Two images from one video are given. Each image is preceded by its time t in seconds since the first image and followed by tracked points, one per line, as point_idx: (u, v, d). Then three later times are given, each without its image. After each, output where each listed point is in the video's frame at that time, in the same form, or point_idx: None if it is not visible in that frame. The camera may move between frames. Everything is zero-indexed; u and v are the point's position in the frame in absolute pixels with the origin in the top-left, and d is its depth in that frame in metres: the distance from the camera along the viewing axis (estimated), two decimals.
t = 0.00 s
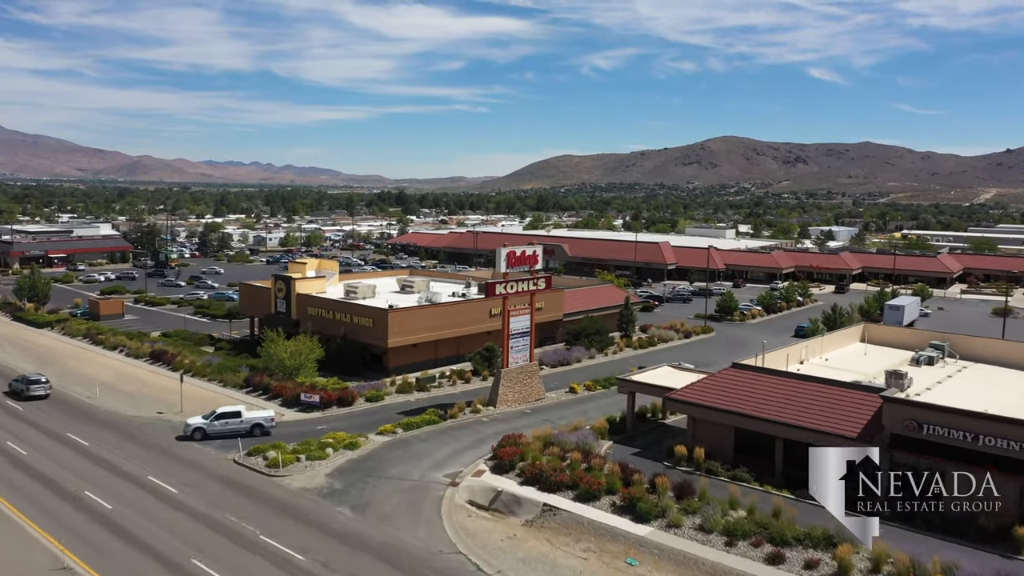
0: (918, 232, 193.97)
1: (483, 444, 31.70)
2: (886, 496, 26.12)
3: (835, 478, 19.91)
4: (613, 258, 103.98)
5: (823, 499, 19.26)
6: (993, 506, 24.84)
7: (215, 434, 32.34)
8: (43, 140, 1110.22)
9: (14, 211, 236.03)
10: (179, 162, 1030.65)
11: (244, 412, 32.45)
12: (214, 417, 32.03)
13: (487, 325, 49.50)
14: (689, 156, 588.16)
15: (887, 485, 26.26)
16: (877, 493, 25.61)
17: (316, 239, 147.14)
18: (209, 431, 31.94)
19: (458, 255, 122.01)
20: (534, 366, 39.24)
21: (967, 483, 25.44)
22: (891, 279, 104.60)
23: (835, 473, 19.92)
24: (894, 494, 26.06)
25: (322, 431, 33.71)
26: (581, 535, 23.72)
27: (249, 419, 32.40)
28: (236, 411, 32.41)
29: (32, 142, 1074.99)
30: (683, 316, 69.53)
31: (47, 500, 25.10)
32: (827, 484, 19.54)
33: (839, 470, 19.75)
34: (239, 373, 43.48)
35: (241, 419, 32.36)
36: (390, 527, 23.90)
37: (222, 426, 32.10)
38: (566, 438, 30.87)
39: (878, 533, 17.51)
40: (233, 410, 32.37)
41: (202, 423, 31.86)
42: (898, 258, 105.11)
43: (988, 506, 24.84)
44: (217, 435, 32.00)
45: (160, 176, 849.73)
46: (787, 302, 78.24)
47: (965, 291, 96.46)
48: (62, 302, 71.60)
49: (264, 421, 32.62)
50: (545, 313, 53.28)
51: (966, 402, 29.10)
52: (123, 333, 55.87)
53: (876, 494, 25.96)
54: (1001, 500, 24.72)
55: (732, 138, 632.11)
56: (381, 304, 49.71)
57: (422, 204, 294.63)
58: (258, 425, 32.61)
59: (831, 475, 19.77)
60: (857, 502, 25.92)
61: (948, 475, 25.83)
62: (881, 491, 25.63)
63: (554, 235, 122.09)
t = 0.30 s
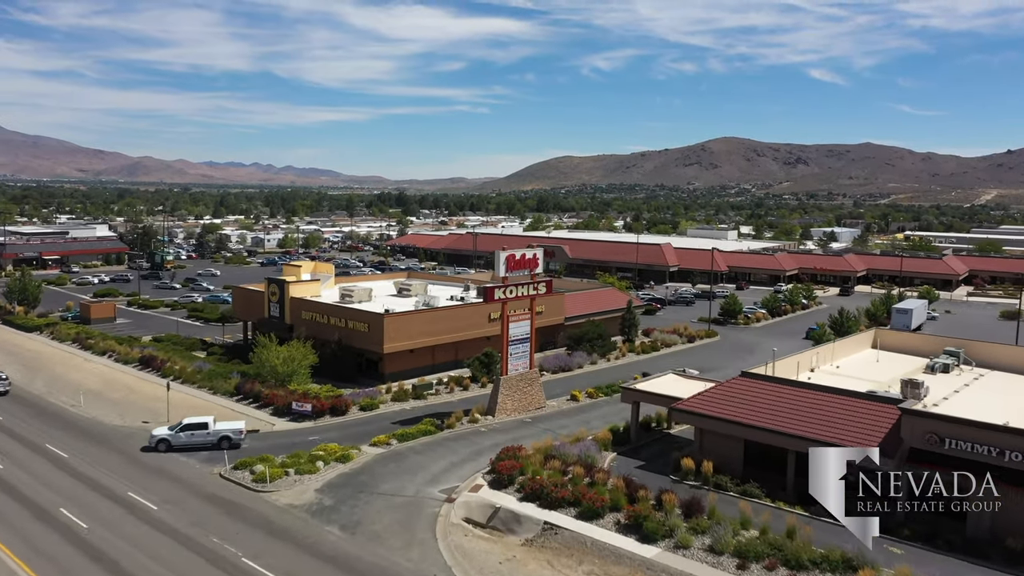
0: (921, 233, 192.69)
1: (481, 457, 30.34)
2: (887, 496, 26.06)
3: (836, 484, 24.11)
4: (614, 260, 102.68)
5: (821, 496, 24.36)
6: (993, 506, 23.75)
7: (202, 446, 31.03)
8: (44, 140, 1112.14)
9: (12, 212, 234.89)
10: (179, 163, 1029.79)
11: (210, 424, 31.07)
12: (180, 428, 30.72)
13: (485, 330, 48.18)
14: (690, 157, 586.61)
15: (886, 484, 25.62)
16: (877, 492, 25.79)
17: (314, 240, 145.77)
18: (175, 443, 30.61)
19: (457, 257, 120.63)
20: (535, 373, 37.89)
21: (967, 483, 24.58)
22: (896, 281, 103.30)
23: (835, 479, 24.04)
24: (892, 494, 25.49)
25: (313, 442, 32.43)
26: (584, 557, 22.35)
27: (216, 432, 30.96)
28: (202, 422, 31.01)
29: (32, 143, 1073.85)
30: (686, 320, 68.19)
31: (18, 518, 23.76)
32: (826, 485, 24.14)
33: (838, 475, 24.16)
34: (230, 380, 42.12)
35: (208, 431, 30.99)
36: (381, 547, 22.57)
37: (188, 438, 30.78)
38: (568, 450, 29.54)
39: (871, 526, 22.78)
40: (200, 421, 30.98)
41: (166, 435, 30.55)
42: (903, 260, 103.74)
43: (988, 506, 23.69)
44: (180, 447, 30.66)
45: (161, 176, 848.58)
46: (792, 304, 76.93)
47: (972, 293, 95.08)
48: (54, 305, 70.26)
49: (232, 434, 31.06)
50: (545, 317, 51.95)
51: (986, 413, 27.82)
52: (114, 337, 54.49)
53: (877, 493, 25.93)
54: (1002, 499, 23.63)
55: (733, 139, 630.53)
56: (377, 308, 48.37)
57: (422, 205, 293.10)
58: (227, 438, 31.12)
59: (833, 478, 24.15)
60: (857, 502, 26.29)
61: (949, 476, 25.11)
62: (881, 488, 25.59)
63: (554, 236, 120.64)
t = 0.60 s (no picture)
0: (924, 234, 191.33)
1: (479, 470, 29.01)
2: (887, 496, 25.30)
3: (837, 484, 25.19)
4: (615, 262, 101.29)
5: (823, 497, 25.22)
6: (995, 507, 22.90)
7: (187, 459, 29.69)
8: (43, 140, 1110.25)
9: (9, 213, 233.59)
10: (179, 163, 1028.60)
11: (173, 435, 29.72)
12: (139, 438, 29.50)
13: (484, 335, 46.82)
14: (690, 158, 585.26)
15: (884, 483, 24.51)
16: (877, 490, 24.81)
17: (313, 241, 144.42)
18: (133, 453, 29.39)
19: (456, 259, 119.20)
20: (535, 381, 36.56)
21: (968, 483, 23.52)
22: (900, 283, 101.95)
23: (835, 479, 25.23)
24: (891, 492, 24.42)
25: (304, 453, 31.07)
26: None
27: (177, 444, 29.58)
28: (164, 432, 29.68)
29: (32, 143, 1074.13)
30: (689, 323, 66.90)
31: None
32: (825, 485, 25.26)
33: (839, 475, 25.22)
34: (220, 387, 40.75)
35: (169, 442, 29.65)
36: (371, 571, 21.23)
37: (147, 448, 29.49)
38: (569, 463, 28.24)
39: (872, 526, 23.75)
40: (161, 431, 29.63)
41: (125, 445, 29.37)
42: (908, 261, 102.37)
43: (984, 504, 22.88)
44: (138, 458, 29.39)
45: (161, 177, 847.53)
46: (797, 307, 75.53)
47: (978, 296, 93.68)
48: (44, 308, 68.84)
49: (193, 446, 29.63)
50: (546, 320, 50.58)
51: (1006, 425, 26.61)
52: (103, 341, 53.12)
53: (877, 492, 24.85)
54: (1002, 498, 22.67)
55: (734, 139, 629.14)
56: (373, 312, 46.98)
57: (422, 206, 291.61)
58: (187, 451, 29.65)
59: (833, 478, 25.30)
60: (856, 501, 25.58)
61: (949, 475, 23.98)
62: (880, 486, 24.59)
63: (555, 238, 119.10)
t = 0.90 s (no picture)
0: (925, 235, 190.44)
1: (476, 484, 27.65)
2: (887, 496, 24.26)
3: (838, 485, 24.13)
4: (616, 264, 100.00)
5: (821, 498, 24.24)
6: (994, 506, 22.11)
7: (171, 474, 28.34)
8: (44, 141, 1110.80)
9: (7, 214, 232.48)
10: (179, 163, 1028.18)
11: (126, 448, 28.25)
12: (93, 449, 28.24)
13: (483, 340, 45.49)
14: (691, 159, 584.35)
15: (885, 484, 23.26)
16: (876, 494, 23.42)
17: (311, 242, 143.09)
18: (86, 464, 28.18)
19: (456, 260, 117.88)
20: (535, 389, 35.21)
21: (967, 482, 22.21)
22: (905, 285, 100.67)
23: (836, 480, 24.17)
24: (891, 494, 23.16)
25: (293, 466, 29.72)
26: None
27: (130, 457, 28.16)
28: (118, 445, 28.33)
29: (32, 143, 1074.71)
30: (692, 326, 65.57)
31: None
32: (826, 486, 24.24)
33: (840, 475, 24.11)
34: (209, 395, 39.41)
35: (122, 455, 28.22)
36: None
37: (100, 460, 28.18)
38: (570, 477, 26.96)
39: (874, 526, 23.43)
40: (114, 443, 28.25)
41: (79, 455, 28.27)
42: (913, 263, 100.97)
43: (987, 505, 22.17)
44: (94, 469, 28.23)
45: (160, 178, 845.86)
46: (801, 310, 74.21)
47: (985, 297, 92.30)
48: (35, 311, 67.51)
49: (146, 461, 28.12)
50: (547, 324, 49.29)
51: None
52: (92, 346, 51.80)
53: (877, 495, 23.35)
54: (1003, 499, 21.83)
55: (734, 140, 628.05)
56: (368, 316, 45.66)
57: (422, 206, 290.62)
58: (140, 464, 28.12)
59: (833, 479, 24.25)
60: (857, 501, 24.57)
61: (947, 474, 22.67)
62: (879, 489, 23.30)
63: (555, 239, 117.79)
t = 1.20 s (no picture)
0: (927, 236, 189.35)
1: (474, 500, 26.31)
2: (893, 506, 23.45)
3: (838, 485, 23.16)
4: (617, 265, 98.68)
5: (821, 497, 23.32)
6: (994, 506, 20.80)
7: (152, 489, 27.01)
8: (44, 141, 1111.27)
9: (4, 214, 230.99)
10: (179, 164, 1027.63)
11: (75, 458, 27.08)
12: (42, 459, 27.12)
13: (481, 345, 44.19)
14: (691, 159, 583.16)
15: (885, 483, 22.49)
16: (874, 494, 22.44)
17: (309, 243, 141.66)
18: (35, 475, 27.11)
19: (455, 262, 116.55)
20: (535, 397, 33.87)
21: (967, 484, 21.48)
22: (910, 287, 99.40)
23: (835, 479, 23.28)
24: (890, 494, 22.26)
25: (282, 479, 28.37)
26: None
27: (78, 468, 26.97)
28: (68, 455, 27.17)
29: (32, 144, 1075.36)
30: (696, 330, 64.32)
31: None
32: (826, 486, 23.36)
33: (840, 475, 23.27)
34: (197, 402, 38.07)
35: (71, 466, 27.04)
36: None
37: (49, 471, 27.07)
38: (572, 493, 25.64)
39: (873, 526, 22.82)
40: (64, 453, 27.13)
41: (29, 465, 27.16)
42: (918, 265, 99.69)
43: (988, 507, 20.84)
44: (42, 481, 27.06)
45: (160, 179, 845.06)
46: (806, 313, 72.93)
47: (991, 300, 90.96)
48: (25, 314, 66.18)
49: (94, 473, 26.86)
50: (547, 328, 47.95)
51: None
52: (81, 350, 50.46)
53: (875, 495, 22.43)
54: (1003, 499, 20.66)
55: (735, 140, 626.85)
56: (363, 321, 44.34)
57: (421, 207, 289.38)
58: (89, 476, 26.94)
59: (833, 479, 23.33)
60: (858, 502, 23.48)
61: (948, 477, 21.97)
62: (879, 489, 22.42)
63: (556, 240, 116.38)
